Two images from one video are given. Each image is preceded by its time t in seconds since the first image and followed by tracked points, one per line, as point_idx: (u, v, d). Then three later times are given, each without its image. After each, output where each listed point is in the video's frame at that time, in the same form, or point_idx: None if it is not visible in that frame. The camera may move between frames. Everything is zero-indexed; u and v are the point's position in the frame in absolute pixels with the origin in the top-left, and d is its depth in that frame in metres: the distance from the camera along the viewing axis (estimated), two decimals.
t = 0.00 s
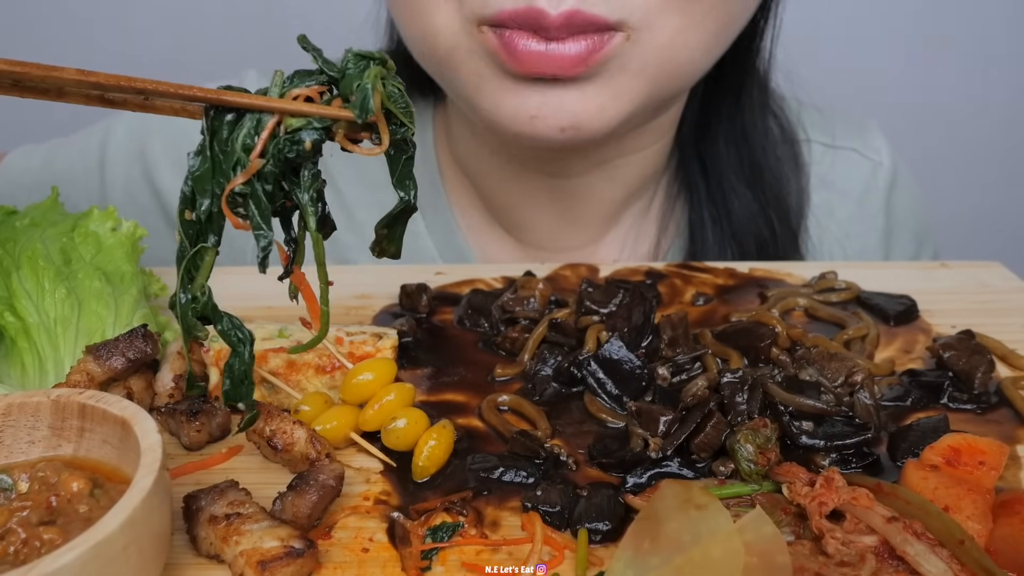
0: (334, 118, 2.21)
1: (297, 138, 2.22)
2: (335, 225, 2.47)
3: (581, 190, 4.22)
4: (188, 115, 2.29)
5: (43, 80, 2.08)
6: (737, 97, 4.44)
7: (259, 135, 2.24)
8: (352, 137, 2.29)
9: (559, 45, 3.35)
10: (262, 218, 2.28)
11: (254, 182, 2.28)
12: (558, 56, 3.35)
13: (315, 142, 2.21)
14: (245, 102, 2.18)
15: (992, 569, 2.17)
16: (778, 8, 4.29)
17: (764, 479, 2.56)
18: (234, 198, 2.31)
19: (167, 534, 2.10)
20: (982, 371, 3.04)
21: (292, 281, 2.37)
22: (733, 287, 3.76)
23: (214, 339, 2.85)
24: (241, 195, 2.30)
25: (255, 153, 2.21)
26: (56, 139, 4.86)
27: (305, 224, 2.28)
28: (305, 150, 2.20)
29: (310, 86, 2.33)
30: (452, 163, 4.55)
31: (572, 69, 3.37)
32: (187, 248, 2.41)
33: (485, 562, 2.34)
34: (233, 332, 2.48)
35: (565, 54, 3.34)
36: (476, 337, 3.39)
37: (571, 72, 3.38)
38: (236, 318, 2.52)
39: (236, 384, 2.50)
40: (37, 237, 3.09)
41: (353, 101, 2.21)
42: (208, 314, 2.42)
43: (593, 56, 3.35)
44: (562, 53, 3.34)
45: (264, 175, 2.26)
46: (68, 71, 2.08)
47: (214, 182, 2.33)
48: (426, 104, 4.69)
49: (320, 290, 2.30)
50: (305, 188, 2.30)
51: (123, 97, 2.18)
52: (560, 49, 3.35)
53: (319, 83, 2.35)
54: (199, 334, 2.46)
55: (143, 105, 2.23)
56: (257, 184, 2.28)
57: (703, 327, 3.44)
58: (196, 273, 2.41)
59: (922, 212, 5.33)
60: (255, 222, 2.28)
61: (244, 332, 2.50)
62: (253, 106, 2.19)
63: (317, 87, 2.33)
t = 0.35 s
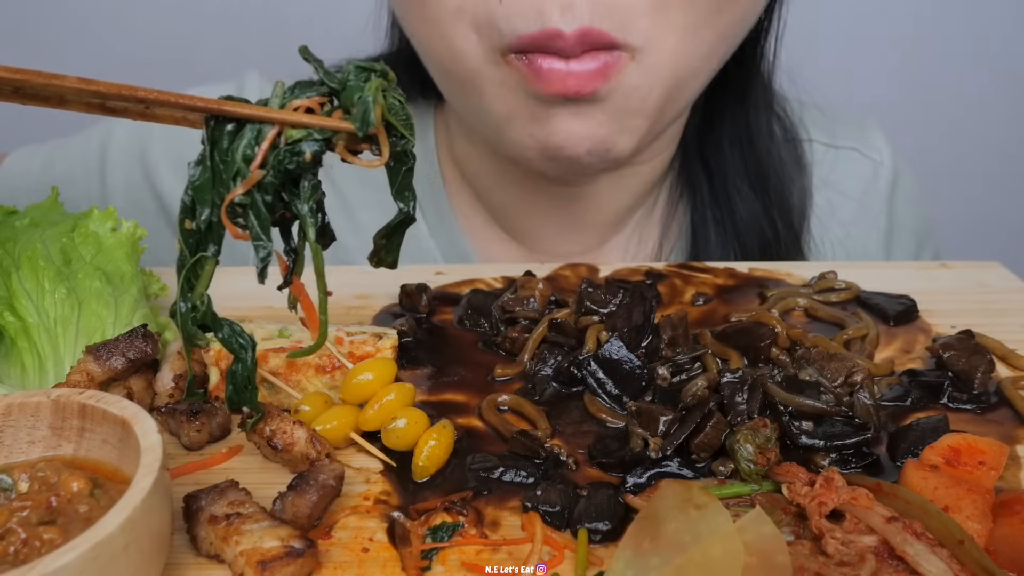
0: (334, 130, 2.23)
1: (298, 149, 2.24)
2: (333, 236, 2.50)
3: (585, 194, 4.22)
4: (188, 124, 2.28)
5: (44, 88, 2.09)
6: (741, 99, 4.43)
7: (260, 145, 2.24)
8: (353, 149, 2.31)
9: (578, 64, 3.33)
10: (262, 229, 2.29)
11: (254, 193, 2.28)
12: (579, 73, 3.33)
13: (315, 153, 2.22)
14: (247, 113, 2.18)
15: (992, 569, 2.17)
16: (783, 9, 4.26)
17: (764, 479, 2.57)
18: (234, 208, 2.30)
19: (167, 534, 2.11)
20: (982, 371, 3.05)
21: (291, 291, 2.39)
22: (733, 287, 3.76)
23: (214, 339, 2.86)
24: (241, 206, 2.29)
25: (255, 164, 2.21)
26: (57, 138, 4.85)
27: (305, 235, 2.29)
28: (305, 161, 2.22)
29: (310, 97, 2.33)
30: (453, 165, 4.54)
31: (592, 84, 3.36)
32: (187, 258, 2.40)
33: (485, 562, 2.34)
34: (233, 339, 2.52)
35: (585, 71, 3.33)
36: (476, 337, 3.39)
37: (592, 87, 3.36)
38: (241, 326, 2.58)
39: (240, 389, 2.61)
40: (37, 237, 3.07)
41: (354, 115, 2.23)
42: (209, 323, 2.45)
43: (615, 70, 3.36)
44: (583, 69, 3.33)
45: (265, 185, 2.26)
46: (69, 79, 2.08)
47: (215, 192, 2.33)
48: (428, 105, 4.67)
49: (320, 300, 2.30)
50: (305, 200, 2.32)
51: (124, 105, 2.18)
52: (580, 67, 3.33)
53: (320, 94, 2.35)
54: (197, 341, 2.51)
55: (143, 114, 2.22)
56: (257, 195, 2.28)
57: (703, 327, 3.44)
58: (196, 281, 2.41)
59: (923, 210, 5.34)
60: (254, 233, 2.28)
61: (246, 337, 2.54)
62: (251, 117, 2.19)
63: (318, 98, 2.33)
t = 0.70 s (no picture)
0: (337, 139, 2.21)
1: (299, 157, 2.23)
2: (334, 243, 2.41)
3: (585, 192, 4.22)
4: (190, 131, 2.29)
5: (47, 93, 2.10)
6: (741, 98, 4.44)
7: (261, 153, 2.23)
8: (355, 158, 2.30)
9: (569, 45, 3.31)
10: (262, 236, 2.26)
11: (255, 201, 2.25)
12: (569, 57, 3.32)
13: (316, 161, 2.22)
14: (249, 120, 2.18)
15: (992, 569, 2.17)
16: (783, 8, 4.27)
17: (764, 479, 2.56)
18: (234, 215, 2.27)
19: (167, 534, 2.10)
20: (982, 371, 3.04)
21: (291, 299, 2.37)
22: (733, 287, 3.76)
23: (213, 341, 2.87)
24: (242, 212, 2.27)
25: (257, 171, 2.19)
26: (57, 139, 4.86)
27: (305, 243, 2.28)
28: (306, 169, 2.21)
29: (313, 106, 2.33)
30: (454, 164, 4.54)
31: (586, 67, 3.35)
32: (186, 264, 2.36)
33: (485, 562, 2.33)
34: (233, 346, 2.44)
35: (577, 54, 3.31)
36: (476, 337, 3.39)
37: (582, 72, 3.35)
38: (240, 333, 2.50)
39: (240, 396, 2.49)
40: (36, 237, 3.07)
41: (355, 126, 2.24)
42: (208, 330, 2.38)
43: (604, 54, 3.34)
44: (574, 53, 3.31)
45: (265, 194, 2.25)
46: (71, 84, 2.09)
47: (215, 199, 2.30)
48: (428, 104, 4.69)
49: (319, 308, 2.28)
50: (306, 207, 2.30)
51: (126, 111, 2.16)
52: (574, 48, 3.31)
53: (322, 102, 2.36)
54: (197, 349, 2.40)
55: (144, 120, 2.19)
56: (258, 203, 2.26)
57: (703, 327, 3.44)
58: (195, 288, 2.36)
59: (921, 209, 5.33)
60: (255, 239, 2.25)
61: (246, 343, 2.48)
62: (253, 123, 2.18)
63: (320, 106, 2.34)
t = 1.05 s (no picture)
0: (328, 165, 2.20)
1: (289, 183, 2.21)
2: (326, 266, 2.43)
3: (579, 189, 4.21)
4: (179, 150, 2.24)
5: (37, 110, 2.05)
6: (736, 95, 4.44)
7: (251, 177, 2.22)
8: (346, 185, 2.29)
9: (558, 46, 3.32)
10: (249, 263, 2.26)
11: (243, 228, 2.25)
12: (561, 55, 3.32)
13: (305, 188, 2.21)
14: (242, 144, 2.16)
15: (992, 570, 2.17)
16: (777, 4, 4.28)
17: (764, 479, 2.56)
18: (222, 241, 2.27)
19: (166, 534, 2.10)
20: (982, 371, 3.05)
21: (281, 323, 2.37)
22: (733, 286, 3.76)
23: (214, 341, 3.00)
24: (229, 238, 2.26)
25: (245, 198, 2.19)
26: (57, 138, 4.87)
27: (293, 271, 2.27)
28: (295, 196, 2.20)
29: (304, 131, 2.31)
30: (450, 162, 4.54)
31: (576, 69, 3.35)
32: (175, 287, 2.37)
33: (485, 562, 2.34)
34: (226, 368, 2.38)
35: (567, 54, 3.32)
36: (476, 337, 3.39)
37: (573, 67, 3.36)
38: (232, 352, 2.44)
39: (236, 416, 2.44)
40: (37, 237, 3.08)
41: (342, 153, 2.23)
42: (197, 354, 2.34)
43: (593, 58, 3.33)
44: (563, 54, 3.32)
45: (253, 220, 2.24)
46: (61, 101, 2.04)
47: (204, 222, 2.31)
48: (426, 102, 4.72)
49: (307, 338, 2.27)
50: (295, 234, 2.30)
51: (116, 130, 2.14)
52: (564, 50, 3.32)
53: (315, 126, 2.33)
54: (187, 372, 2.36)
55: (137, 139, 2.18)
56: (245, 230, 2.25)
57: (703, 327, 3.44)
58: (183, 312, 2.37)
59: (918, 208, 5.33)
60: (242, 267, 2.25)
61: (240, 360, 2.41)
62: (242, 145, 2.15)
63: (312, 129, 2.31)
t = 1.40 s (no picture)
0: (312, 194, 2.21)
1: (272, 212, 2.22)
2: (314, 294, 2.44)
3: (579, 188, 4.21)
4: (165, 172, 2.26)
5: (23, 128, 2.04)
6: (736, 94, 4.44)
7: (234, 204, 2.23)
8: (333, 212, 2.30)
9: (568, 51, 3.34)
10: (231, 292, 2.27)
11: (225, 255, 2.26)
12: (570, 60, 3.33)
13: (290, 217, 2.21)
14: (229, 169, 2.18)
15: (992, 569, 2.17)
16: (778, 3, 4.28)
17: (764, 479, 2.56)
18: (204, 268, 2.28)
19: (167, 534, 2.10)
20: (982, 371, 3.05)
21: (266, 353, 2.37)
22: (733, 287, 3.76)
23: (215, 341, 2.97)
24: (212, 265, 2.27)
25: (227, 226, 2.19)
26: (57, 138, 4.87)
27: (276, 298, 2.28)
28: (279, 225, 2.21)
29: (292, 157, 2.34)
30: (450, 160, 4.55)
31: (584, 69, 3.36)
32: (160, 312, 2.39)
33: (485, 562, 2.34)
34: (215, 389, 2.45)
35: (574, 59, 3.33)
36: (476, 337, 3.39)
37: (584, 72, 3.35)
38: (218, 372, 2.50)
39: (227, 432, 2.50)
40: (37, 237, 3.08)
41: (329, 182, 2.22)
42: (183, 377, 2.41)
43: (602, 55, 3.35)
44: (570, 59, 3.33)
45: (235, 249, 2.25)
46: (47, 120, 2.05)
47: (189, 246, 2.33)
48: (426, 102, 4.74)
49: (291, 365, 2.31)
50: (279, 261, 2.30)
51: (102, 150, 2.13)
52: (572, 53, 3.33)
53: (303, 153, 2.36)
54: (174, 396, 2.49)
55: (122, 159, 2.16)
56: (228, 258, 2.26)
57: (703, 327, 3.44)
58: (168, 336, 2.41)
59: (917, 207, 5.34)
60: (224, 295, 2.27)
61: (226, 381, 2.47)
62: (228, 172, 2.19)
63: (300, 157, 2.33)
